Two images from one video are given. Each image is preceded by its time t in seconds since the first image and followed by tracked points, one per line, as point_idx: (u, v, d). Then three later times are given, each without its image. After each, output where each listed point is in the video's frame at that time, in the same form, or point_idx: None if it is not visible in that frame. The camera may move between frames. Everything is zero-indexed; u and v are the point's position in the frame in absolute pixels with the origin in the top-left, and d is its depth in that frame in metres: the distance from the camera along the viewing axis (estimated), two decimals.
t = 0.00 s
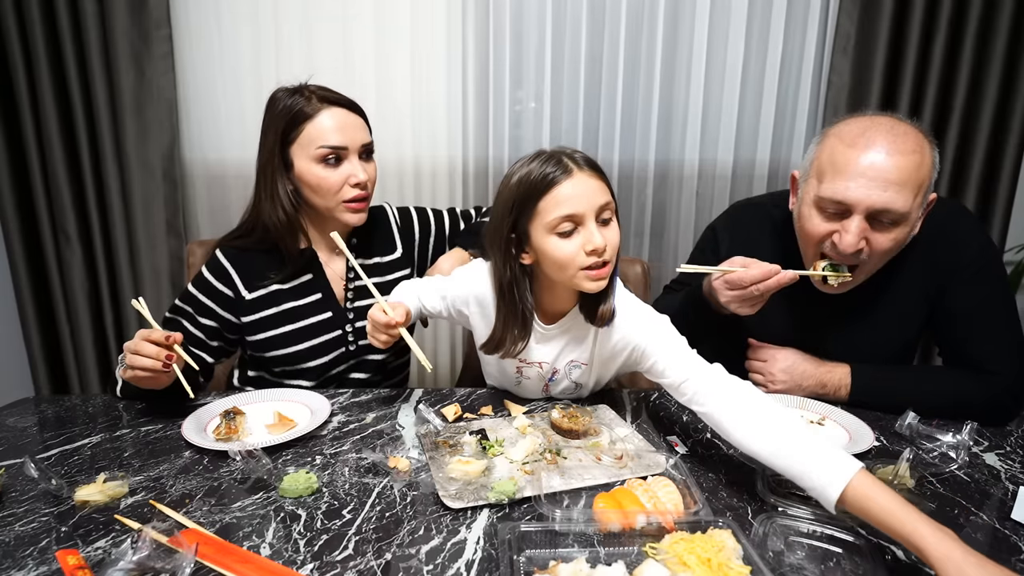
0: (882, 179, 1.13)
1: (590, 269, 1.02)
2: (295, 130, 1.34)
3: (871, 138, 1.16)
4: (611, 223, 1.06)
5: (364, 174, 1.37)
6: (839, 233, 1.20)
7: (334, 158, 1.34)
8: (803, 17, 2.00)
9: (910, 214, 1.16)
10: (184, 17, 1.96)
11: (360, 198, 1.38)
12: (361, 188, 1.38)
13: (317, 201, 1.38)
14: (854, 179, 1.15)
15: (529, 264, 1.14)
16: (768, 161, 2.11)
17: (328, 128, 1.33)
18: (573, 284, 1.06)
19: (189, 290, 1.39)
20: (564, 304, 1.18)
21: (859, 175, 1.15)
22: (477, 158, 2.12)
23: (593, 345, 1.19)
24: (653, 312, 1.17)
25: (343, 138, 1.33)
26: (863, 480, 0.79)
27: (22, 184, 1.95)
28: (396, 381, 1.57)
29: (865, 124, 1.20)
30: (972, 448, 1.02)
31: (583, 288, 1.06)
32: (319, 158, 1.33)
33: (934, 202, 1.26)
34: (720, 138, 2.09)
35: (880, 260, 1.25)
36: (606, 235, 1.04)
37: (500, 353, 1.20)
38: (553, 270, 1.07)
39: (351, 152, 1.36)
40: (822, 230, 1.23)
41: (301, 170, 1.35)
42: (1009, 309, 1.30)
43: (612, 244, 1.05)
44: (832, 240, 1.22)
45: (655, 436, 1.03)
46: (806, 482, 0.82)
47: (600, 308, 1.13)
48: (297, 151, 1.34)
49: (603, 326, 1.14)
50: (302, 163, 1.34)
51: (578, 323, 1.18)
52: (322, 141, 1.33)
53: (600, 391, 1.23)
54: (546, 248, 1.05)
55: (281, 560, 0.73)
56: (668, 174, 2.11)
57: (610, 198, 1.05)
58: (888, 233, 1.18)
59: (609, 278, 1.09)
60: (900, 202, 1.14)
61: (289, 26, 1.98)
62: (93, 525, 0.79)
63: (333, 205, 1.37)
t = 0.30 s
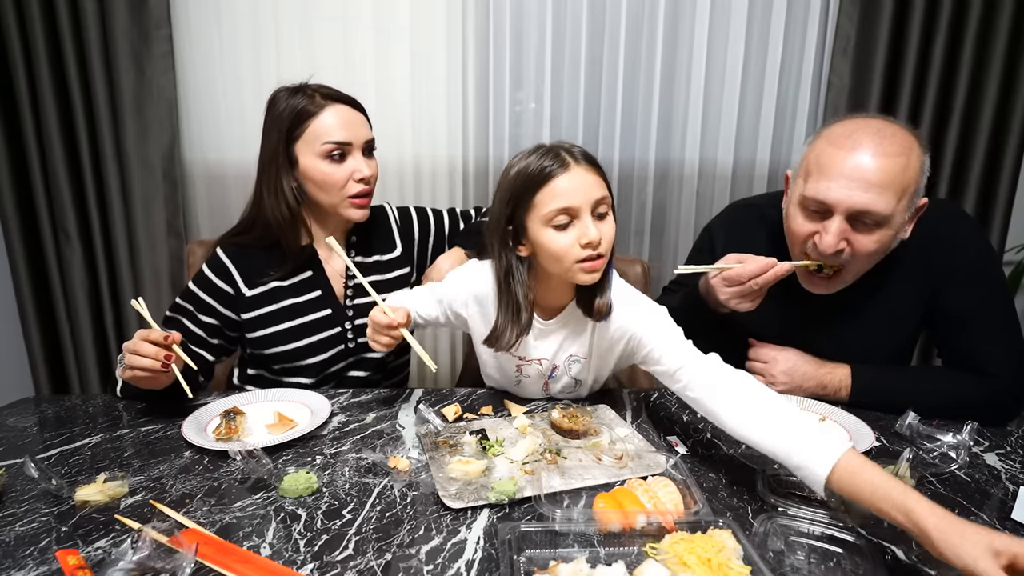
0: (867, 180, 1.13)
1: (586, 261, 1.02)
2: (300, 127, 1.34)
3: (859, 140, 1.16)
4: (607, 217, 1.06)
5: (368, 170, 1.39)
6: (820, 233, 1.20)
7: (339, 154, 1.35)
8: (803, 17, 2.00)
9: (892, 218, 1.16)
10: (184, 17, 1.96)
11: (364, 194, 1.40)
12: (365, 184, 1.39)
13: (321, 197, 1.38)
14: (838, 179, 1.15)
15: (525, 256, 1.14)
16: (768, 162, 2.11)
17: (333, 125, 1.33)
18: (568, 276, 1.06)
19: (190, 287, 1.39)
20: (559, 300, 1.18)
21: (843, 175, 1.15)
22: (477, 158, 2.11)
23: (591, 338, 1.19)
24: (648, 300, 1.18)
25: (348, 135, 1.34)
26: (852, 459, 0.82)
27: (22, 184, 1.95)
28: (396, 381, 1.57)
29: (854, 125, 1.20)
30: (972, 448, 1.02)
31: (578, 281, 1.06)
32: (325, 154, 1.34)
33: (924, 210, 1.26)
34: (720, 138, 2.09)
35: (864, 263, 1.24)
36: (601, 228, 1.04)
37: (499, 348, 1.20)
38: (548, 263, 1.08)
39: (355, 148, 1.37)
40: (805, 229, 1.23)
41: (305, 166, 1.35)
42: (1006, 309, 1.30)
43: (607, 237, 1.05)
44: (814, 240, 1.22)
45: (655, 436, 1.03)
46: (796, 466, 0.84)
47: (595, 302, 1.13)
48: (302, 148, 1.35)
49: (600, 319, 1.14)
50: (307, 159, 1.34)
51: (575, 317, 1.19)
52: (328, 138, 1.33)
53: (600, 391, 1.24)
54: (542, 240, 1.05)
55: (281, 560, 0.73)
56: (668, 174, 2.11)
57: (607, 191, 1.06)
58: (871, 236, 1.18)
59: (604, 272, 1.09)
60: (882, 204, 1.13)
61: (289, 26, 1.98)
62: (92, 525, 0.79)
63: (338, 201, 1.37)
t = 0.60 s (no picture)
0: (845, 171, 1.14)
1: (539, 229, 1.28)
2: (300, 124, 1.34)
3: (842, 134, 1.17)
4: (565, 193, 1.30)
5: (368, 164, 1.40)
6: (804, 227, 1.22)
7: (340, 149, 1.36)
8: (803, 16, 2.00)
9: (874, 208, 1.16)
10: (184, 17, 1.96)
11: (363, 187, 1.41)
12: (364, 177, 1.40)
13: (322, 193, 1.38)
14: (817, 172, 1.16)
15: (501, 226, 1.40)
16: (768, 161, 2.11)
17: (333, 121, 1.34)
18: (527, 241, 1.32)
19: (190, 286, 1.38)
20: (530, 263, 1.43)
21: (823, 168, 1.16)
22: (477, 157, 2.11)
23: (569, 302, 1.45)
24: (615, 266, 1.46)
25: (348, 130, 1.35)
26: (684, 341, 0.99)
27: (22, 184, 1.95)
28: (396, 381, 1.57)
29: (837, 121, 1.20)
30: (972, 448, 1.02)
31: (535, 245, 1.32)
32: (326, 149, 1.34)
33: (916, 202, 1.27)
34: (720, 138, 2.09)
35: (852, 255, 1.24)
36: (556, 203, 1.29)
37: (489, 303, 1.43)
38: (514, 229, 1.34)
39: (356, 144, 1.38)
40: (792, 224, 1.25)
41: (306, 163, 1.35)
42: (1006, 306, 1.30)
43: (561, 210, 1.30)
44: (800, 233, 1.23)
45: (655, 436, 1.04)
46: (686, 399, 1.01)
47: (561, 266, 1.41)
48: (302, 144, 1.35)
49: (564, 283, 1.43)
50: (308, 155, 1.35)
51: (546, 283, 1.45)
52: (328, 133, 1.34)
53: (600, 391, 1.24)
54: (508, 211, 1.31)
55: (281, 560, 0.73)
56: (668, 174, 2.11)
57: (566, 171, 1.30)
58: (855, 226, 1.19)
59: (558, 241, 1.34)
60: (862, 194, 1.14)
61: (289, 27, 1.98)
62: (92, 525, 0.79)
63: (338, 196, 1.38)
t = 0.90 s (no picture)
0: (853, 161, 1.14)
1: (507, 222, 1.39)
2: (283, 118, 1.35)
3: (842, 128, 1.17)
4: (534, 193, 1.41)
5: (352, 156, 1.42)
6: (821, 222, 1.21)
7: (323, 142, 1.37)
8: (803, 16, 2.00)
9: (888, 193, 1.16)
10: (184, 17, 1.96)
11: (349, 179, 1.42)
12: (350, 169, 1.42)
13: (308, 186, 1.39)
14: (826, 167, 1.16)
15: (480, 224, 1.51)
16: (768, 161, 2.11)
17: (317, 114, 1.36)
18: (500, 235, 1.43)
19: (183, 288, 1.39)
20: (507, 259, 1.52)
21: (831, 162, 1.16)
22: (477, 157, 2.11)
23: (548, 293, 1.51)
24: (590, 261, 1.54)
25: (330, 123, 1.37)
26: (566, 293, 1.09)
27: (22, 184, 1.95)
28: (396, 381, 1.58)
29: (830, 117, 1.21)
30: (972, 448, 1.02)
31: (507, 238, 1.43)
32: (309, 142, 1.36)
33: (924, 182, 1.27)
34: (720, 137, 2.09)
35: (873, 243, 1.23)
36: (525, 201, 1.40)
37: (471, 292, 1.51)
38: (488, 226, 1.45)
39: (339, 136, 1.40)
40: (807, 221, 1.24)
41: (291, 157, 1.37)
42: (1008, 307, 1.29)
43: (531, 208, 1.40)
44: (818, 230, 1.22)
45: (655, 436, 1.04)
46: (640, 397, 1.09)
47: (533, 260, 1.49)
48: (286, 137, 1.36)
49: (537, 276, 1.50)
50: (293, 150, 1.36)
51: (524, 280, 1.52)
52: (312, 127, 1.35)
53: (600, 391, 1.24)
54: (482, 208, 1.43)
55: (281, 559, 0.73)
56: (668, 173, 2.12)
57: (537, 174, 1.42)
58: (873, 214, 1.18)
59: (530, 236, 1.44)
60: (875, 182, 1.14)
61: (289, 26, 1.99)
62: (93, 525, 0.79)
63: (325, 188, 1.40)
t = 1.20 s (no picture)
0: (859, 139, 1.17)
1: (500, 220, 1.39)
2: (251, 114, 1.35)
3: (854, 107, 1.19)
4: (526, 192, 1.41)
5: (322, 154, 1.41)
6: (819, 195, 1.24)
7: (291, 139, 1.37)
8: (803, 16, 2.00)
9: (888, 174, 1.18)
10: (184, 17, 1.96)
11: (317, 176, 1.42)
12: (318, 167, 1.41)
13: (275, 182, 1.39)
14: (831, 142, 1.19)
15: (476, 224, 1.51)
16: (768, 160, 2.11)
17: (287, 111, 1.36)
18: (494, 234, 1.44)
19: (155, 287, 1.38)
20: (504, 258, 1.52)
21: (836, 138, 1.19)
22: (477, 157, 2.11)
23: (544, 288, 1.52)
24: (583, 254, 1.56)
25: (299, 120, 1.37)
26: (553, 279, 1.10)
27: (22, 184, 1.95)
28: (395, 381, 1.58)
29: (844, 98, 1.24)
30: (971, 448, 1.02)
31: (501, 237, 1.43)
32: (277, 139, 1.35)
33: (926, 175, 1.28)
34: (720, 137, 2.09)
35: (867, 224, 1.25)
36: (517, 199, 1.40)
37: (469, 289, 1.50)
38: (483, 225, 1.45)
39: (308, 134, 1.39)
40: (806, 194, 1.27)
41: (258, 153, 1.36)
42: (1008, 305, 1.29)
43: (524, 206, 1.41)
44: (814, 203, 1.25)
45: (655, 436, 1.04)
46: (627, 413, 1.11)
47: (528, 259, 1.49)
48: (254, 134, 1.36)
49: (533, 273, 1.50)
50: (259, 145, 1.36)
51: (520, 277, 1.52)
52: (280, 124, 1.35)
53: (600, 391, 1.24)
54: (476, 207, 1.43)
55: (281, 559, 0.73)
56: (668, 174, 2.12)
57: (528, 172, 1.42)
58: (870, 193, 1.21)
59: (524, 234, 1.44)
60: (876, 160, 1.17)
61: (290, 26, 1.99)
62: (93, 525, 0.79)
63: (292, 185, 1.39)
